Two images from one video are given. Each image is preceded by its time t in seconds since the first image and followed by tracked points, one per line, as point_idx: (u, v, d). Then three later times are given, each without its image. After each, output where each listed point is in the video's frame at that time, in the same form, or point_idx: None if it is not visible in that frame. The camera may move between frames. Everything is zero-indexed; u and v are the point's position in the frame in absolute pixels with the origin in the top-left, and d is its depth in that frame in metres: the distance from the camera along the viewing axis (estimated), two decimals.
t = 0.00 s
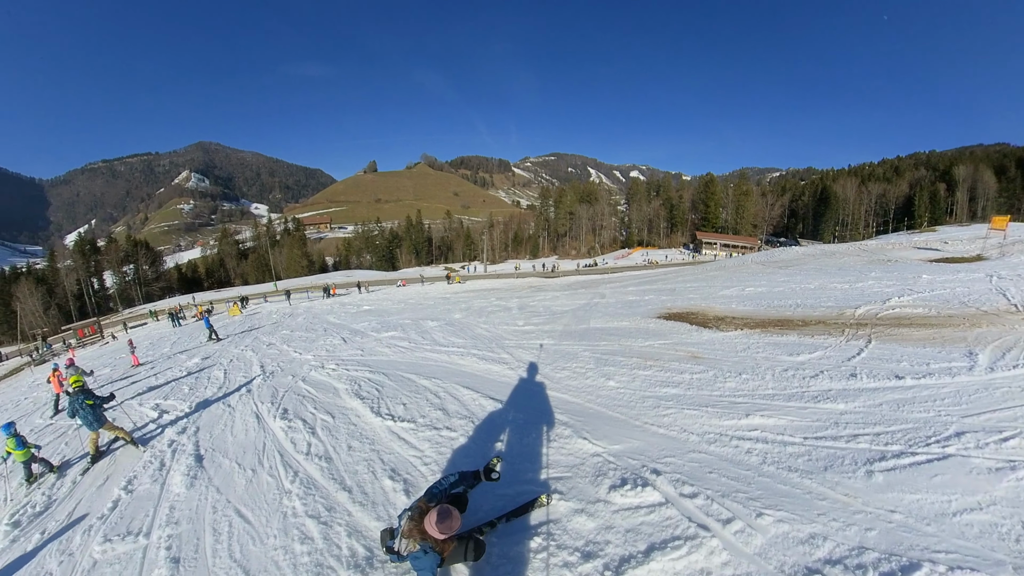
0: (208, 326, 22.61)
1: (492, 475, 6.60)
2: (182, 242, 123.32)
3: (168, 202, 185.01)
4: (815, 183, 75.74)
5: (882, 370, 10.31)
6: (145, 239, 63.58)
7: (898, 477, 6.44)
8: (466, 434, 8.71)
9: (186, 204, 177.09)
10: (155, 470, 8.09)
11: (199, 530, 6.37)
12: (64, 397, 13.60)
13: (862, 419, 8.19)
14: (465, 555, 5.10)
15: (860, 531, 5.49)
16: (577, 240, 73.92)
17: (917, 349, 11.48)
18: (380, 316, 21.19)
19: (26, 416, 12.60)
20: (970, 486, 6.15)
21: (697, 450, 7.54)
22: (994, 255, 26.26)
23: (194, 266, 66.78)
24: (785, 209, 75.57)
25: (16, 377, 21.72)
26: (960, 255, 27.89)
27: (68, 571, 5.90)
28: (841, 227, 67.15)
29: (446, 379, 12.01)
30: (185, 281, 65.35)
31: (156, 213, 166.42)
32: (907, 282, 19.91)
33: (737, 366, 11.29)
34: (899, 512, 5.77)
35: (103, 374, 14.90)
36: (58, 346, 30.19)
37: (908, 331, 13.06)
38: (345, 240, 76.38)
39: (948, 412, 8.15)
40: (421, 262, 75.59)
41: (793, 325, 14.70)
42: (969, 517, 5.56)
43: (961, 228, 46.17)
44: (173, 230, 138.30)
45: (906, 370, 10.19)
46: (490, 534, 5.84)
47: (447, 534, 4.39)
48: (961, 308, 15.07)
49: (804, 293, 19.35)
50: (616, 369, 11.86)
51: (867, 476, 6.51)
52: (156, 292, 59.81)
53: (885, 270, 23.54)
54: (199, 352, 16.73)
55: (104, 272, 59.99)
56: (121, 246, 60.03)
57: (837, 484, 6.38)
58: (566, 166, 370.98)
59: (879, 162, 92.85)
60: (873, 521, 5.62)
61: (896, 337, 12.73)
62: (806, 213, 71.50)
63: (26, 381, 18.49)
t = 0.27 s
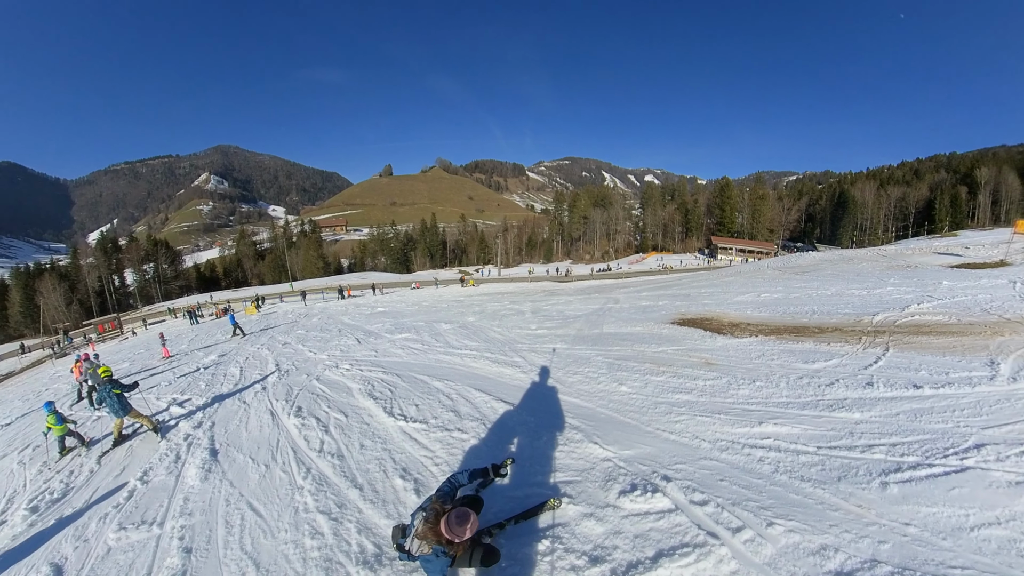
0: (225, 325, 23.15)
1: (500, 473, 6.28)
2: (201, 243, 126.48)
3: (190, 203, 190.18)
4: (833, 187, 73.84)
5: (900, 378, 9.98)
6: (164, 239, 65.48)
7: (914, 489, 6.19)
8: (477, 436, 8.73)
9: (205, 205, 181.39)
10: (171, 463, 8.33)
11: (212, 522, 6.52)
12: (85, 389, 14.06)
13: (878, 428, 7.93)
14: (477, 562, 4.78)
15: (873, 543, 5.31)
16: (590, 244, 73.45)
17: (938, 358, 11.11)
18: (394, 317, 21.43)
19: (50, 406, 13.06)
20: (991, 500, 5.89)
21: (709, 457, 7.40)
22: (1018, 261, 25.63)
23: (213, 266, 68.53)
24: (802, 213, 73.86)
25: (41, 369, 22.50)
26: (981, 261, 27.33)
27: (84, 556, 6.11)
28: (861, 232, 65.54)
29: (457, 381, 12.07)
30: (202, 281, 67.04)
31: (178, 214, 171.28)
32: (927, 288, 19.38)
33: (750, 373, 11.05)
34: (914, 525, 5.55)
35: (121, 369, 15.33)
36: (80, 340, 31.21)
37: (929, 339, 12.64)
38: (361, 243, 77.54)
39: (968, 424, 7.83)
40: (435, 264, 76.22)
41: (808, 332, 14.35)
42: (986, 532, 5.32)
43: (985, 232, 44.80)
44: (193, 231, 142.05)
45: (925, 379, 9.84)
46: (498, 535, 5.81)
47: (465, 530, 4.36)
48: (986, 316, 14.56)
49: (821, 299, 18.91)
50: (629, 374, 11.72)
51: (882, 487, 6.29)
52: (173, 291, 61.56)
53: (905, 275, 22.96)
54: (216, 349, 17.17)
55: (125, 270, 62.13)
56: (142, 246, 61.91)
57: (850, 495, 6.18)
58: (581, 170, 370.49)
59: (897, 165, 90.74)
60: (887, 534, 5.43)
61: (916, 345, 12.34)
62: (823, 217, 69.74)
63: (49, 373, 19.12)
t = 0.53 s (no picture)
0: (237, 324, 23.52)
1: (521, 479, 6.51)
2: (214, 244, 128.79)
3: (205, 205, 193.90)
4: (846, 190, 72.56)
5: (912, 385, 9.74)
6: (178, 239, 66.92)
7: (925, 497, 6.03)
8: (484, 437, 8.74)
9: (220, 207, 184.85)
10: (184, 458, 8.48)
11: (221, 516, 6.62)
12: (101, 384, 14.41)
13: (890, 435, 7.73)
14: None
15: (882, 551, 5.16)
16: (600, 248, 73.14)
17: (953, 364, 10.84)
18: (403, 320, 21.57)
19: (66, 400, 13.40)
20: (1005, 510, 5.70)
21: (717, 462, 7.28)
22: None
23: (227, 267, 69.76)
24: (814, 216, 72.77)
25: (59, 364, 23.07)
26: (998, 264, 26.77)
27: (95, 546, 6.25)
28: (874, 235, 64.36)
29: (466, 383, 12.09)
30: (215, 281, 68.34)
31: (194, 215, 174.69)
32: (942, 292, 18.98)
33: (760, 378, 10.87)
34: (925, 534, 5.39)
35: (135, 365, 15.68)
36: (96, 337, 31.95)
37: (944, 345, 12.35)
38: (372, 246, 78.34)
39: (982, 431, 7.61)
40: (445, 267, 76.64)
41: (820, 337, 14.10)
42: (1000, 543, 5.15)
43: (1003, 236, 43.77)
44: (206, 232, 144.64)
45: (939, 385, 9.60)
46: (506, 536, 5.79)
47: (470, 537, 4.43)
48: (1004, 321, 14.19)
49: (833, 303, 18.60)
50: (637, 378, 11.63)
51: (892, 495, 6.12)
52: (186, 290, 62.79)
53: (919, 280, 22.53)
54: (228, 348, 17.45)
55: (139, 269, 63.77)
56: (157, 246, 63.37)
57: (860, 502, 6.04)
58: (591, 174, 370.02)
59: (911, 167, 89.24)
60: (896, 542, 5.29)
61: (931, 351, 12.06)
62: (836, 221, 68.37)
63: (66, 367, 19.60)
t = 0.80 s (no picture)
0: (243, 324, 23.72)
1: (520, 487, 6.57)
2: (221, 245, 129.74)
3: (213, 207, 195.81)
4: (852, 192, 71.86)
5: (919, 387, 9.62)
6: (185, 240, 67.60)
7: (930, 500, 5.95)
8: (487, 437, 8.74)
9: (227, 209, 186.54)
10: (190, 455, 8.57)
11: (225, 512, 6.68)
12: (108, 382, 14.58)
13: (894, 438, 7.64)
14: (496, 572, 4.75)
15: (885, 554, 5.10)
16: (605, 250, 73.01)
17: (960, 366, 10.70)
18: (408, 321, 21.66)
19: (74, 398, 13.58)
20: (1011, 513, 5.61)
21: (720, 464, 7.23)
22: None
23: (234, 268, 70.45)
24: (821, 218, 72.26)
25: (67, 362, 23.35)
26: (1007, 265, 26.46)
27: (101, 540, 6.32)
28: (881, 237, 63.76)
29: (470, 384, 12.11)
30: (222, 282, 69.01)
31: (201, 217, 176.51)
32: (949, 293, 18.79)
33: (764, 381, 10.78)
34: (929, 537, 5.32)
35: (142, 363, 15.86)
36: (103, 336, 32.28)
37: (950, 347, 12.21)
38: (377, 248, 78.81)
39: (989, 434, 7.49)
40: (450, 269, 76.86)
41: (825, 339, 13.99)
42: (1006, 548, 5.06)
43: (1011, 237, 43.30)
44: (213, 234, 145.94)
45: (945, 387, 9.48)
46: (507, 536, 5.81)
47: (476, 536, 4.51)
48: (1012, 322, 14.02)
49: (839, 305, 18.45)
50: (640, 380, 11.59)
51: (897, 498, 6.04)
52: (194, 291, 63.44)
53: (926, 281, 22.32)
54: (234, 348, 17.61)
55: (147, 269, 64.51)
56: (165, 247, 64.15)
57: (863, 505, 5.97)
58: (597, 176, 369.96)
59: (917, 168, 88.55)
60: (899, 545, 5.22)
61: (937, 353, 11.91)
62: (842, 223, 67.68)
63: (73, 366, 19.83)
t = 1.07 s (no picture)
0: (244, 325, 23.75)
1: (509, 486, 6.77)
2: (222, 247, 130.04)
3: (214, 208, 196.31)
4: (853, 192, 71.75)
5: (919, 387, 9.59)
6: (187, 242, 67.78)
7: (930, 500, 5.93)
8: (488, 438, 8.75)
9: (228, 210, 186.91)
10: (192, 455, 8.59)
11: (226, 512, 6.68)
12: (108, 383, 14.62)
13: (895, 438, 7.61)
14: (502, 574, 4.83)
15: (886, 554, 5.08)
16: (606, 251, 72.96)
17: (961, 366, 10.66)
18: (408, 322, 21.68)
19: (75, 398, 13.62)
20: (1012, 513, 5.59)
21: (721, 464, 7.23)
22: None
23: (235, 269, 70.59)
24: (822, 219, 72.19)
25: (67, 363, 23.43)
26: (1008, 265, 26.40)
27: (102, 539, 6.33)
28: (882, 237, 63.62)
29: (471, 384, 12.12)
30: (223, 283, 69.15)
31: (203, 219, 176.94)
32: (950, 293, 18.75)
33: (765, 382, 10.76)
34: (930, 536, 5.31)
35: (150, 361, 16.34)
36: (105, 337, 32.36)
37: (951, 347, 12.17)
38: (378, 249, 78.93)
39: (989, 434, 7.47)
40: (451, 270, 76.92)
41: (825, 340, 13.96)
42: (1007, 547, 5.04)
43: (1013, 237, 43.20)
44: (214, 235, 146.30)
45: (945, 387, 9.46)
46: (507, 535, 5.81)
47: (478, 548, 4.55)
48: (1013, 322, 13.98)
49: (839, 306, 18.42)
50: (640, 381, 11.57)
51: (897, 497, 6.04)
52: (195, 292, 63.54)
53: (927, 282, 22.27)
54: (235, 349, 17.65)
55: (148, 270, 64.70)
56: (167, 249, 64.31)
57: (863, 505, 5.95)
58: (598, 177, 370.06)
59: (918, 167, 88.44)
60: (900, 545, 5.20)
61: (938, 353, 11.87)
62: (843, 223, 67.56)
63: (75, 366, 19.91)
